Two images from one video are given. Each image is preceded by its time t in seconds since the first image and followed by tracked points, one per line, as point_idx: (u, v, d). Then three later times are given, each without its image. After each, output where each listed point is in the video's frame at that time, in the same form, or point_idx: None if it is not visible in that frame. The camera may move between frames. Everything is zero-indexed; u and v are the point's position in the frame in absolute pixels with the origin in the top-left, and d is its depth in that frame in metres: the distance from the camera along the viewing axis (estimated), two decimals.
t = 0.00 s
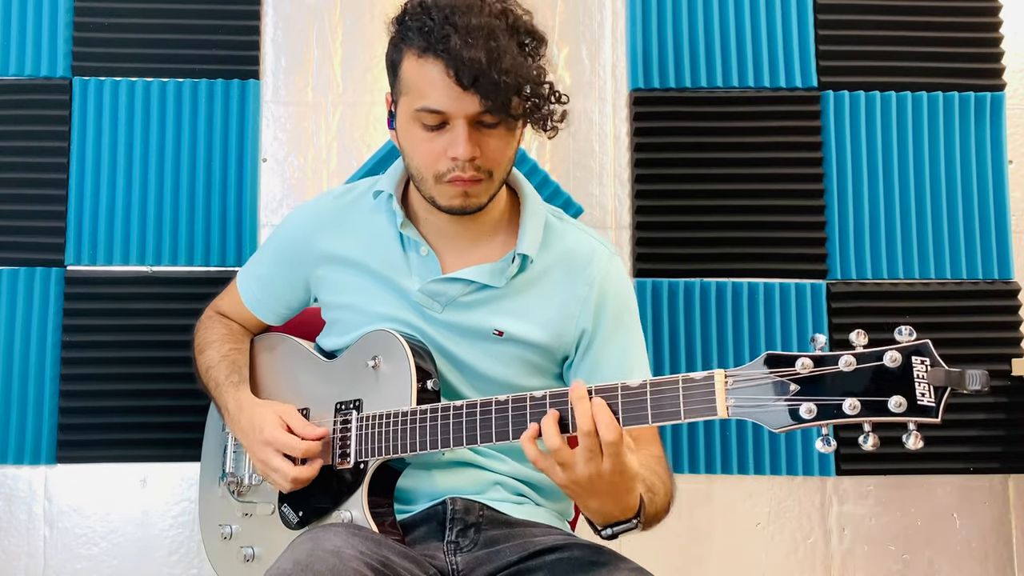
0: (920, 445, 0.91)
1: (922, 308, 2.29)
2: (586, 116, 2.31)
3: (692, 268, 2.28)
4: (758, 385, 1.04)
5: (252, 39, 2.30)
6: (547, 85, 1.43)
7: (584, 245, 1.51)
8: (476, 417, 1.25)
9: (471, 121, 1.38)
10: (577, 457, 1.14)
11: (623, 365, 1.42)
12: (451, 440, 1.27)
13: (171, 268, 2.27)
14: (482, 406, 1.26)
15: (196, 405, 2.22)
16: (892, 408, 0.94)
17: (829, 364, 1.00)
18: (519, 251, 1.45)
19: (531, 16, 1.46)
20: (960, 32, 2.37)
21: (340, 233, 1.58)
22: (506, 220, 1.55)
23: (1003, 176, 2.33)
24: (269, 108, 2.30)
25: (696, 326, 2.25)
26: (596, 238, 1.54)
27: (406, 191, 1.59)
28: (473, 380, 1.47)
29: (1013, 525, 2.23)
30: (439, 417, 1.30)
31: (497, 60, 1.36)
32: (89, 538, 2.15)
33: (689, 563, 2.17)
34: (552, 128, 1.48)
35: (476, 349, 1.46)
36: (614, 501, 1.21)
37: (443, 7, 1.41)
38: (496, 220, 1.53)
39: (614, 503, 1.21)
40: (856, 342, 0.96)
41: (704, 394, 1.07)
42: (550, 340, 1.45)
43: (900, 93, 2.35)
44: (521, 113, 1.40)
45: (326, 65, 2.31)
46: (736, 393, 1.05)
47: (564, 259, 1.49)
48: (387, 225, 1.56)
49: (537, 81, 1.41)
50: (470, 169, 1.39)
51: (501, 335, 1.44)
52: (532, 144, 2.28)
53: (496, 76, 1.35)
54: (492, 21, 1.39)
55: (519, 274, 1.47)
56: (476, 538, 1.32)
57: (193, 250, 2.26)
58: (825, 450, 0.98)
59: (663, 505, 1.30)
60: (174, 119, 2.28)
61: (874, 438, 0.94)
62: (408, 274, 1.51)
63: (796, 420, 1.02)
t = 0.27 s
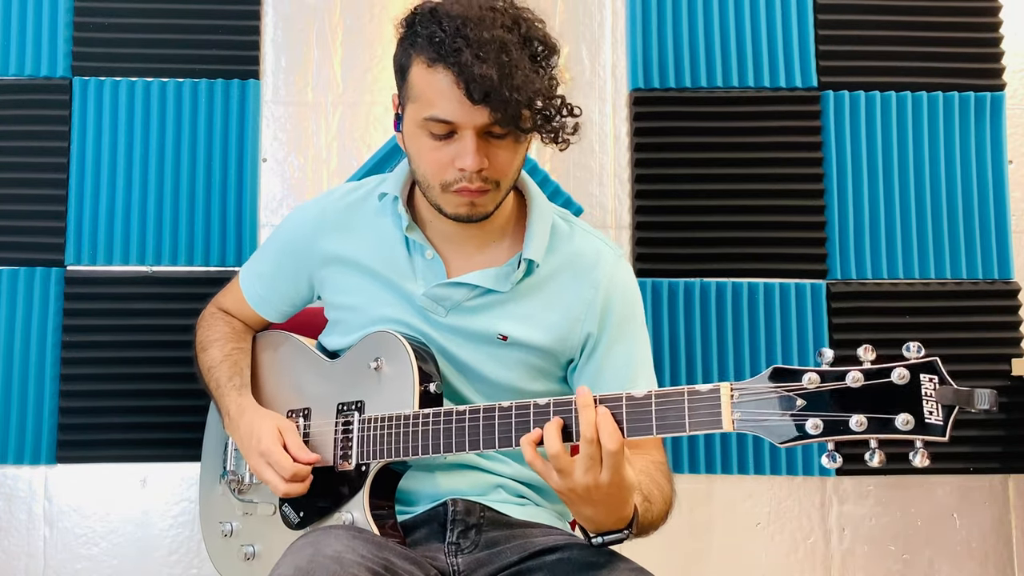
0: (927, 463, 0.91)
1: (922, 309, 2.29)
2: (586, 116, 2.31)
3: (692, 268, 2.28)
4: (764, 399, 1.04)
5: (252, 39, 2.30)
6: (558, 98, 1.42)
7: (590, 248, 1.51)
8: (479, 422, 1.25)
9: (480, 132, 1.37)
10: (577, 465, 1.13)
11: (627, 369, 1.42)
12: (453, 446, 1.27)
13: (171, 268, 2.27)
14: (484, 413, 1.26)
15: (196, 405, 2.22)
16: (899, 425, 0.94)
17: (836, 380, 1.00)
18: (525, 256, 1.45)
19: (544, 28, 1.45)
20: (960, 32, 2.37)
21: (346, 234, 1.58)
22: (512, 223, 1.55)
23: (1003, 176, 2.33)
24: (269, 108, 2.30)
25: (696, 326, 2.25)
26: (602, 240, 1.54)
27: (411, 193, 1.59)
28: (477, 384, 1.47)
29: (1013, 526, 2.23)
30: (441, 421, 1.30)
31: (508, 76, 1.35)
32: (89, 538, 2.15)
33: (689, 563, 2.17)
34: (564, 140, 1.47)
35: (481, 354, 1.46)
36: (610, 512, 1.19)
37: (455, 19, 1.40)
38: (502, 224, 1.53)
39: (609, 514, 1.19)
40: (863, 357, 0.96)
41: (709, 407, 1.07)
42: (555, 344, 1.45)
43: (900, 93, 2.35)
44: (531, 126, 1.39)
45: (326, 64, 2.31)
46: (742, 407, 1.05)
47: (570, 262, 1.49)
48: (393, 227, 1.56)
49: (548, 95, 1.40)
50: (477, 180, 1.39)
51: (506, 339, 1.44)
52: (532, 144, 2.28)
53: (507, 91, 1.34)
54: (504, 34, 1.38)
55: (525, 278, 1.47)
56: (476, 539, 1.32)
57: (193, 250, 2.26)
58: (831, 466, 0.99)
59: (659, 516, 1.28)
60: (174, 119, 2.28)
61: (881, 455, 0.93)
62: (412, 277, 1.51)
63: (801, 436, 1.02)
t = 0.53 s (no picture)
0: (932, 472, 0.91)
1: (922, 309, 2.29)
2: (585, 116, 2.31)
3: (692, 268, 2.28)
4: (769, 406, 1.04)
5: (252, 39, 2.30)
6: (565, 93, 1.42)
7: (593, 245, 1.51)
8: (482, 425, 1.26)
9: (486, 126, 1.37)
10: (580, 469, 1.13)
11: (628, 367, 1.43)
12: (455, 447, 1.28)
13: (171, 268, 2.27)
14: (487, 415, 1.26)
15: (196, 405, 2.22)
16: (904, 434, 0.94)
17: (841, 388, 1.00)
18: (528, 253, 1.45)
19: (550, 24, 1.45)
20: (960, 32, 2.38)
21: (349, 231, 1.58)
22: (515, 220, 1.55)
23: (1003, 176, 2.33)
24: (269, 108, 2.30)
25: (696, 326, 2.25)
26: (605, 238, 1.54)
27: (415, 191, 1.59)
28: (480, 381, 1.47)
29: (1013, 526, 2.23)
30: (443, 423, 1.30)
31: (517, 69, 1.35)
32: (89, 538, 2.15)
33: (689, 563, 2.17)
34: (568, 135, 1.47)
35: (484, 351, 1.46)
36: (611, 515, 1.20)
37: (464, 12, 1.40)
38: (505, 221, 1.53)
39: (610, 517, 1.20)
40: (868, 365, 0.96)
41: (713, 412, 1.08)
42: (558, 341, 1.45)
43: (900, 93, 2.35)
44: (537, 120, 1.39)
45: (326, 64, 2.31)
46: (746, 413, 1.05)
47: (573, 259, 1.49)
48: (396, 225, 1.56)
49: (555, 89, 1.41)
50: (483, 175, 1.39)
51: (509, 337, 1.44)
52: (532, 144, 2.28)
53: (516, 84, 1.34)
54: (513, 28, 1.38)
55: (528, 275, 1.47)
56: (477, 539, 1.32)
57: (193, 250, 2.26)
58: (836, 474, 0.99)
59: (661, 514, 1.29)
60: (174, 118, 2.28)
61: (886, 462, 0.93)
62: (416, 275, 1.51)
63: (807, 442, 1.02)
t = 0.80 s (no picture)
0: (930, 458, 0.91)
1: (921, 308, 2.29)
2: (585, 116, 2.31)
3: (692, 268, 2.28)
4: (769, 395, 1.04)
5: (252, 39, 2.30)
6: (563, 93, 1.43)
7: (594, 241, 1.51)
8: (483, 421, 1.25)
9: (485, 125, 1.37)
10: (580, 461, 1.13)
11: (628, 363, 1.43)
12: (456, 443, 1.27)
13: (171, 268, 2.26)
14: (488, 411, 1.25)
15: (196, 405, 2.22)
16: (903, 421, 0.94)
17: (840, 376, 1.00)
18: (530, 248, 1.45)
19: (549, 24, 1.45)
20: (960, 32, 2.38)
21: (350, 229, 1.58)
22: (516, 217, 1.55)
23: (1003, 176, 2.33)
24: (269, 108, 2.30)
25: (696, 326, 2.25)
26: (604, 235, 1.55)
27: (417, 189, 1.60)
28: (481, 378, 1.47)
29: (1013, 525, 2.23)
30: (445, 419, 1.30)
31: (515, 69, 1.35)
32: (89, 538, 2.15)
33: (689, 563, 2.17)
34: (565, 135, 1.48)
35: (485, 347, 1.46)
36: (609, 507, 1.20)
37: (464, 12, 1.40)
38: (506, 218, 1.53)
39: (608, 509, 1.21)
40: (868, 354, 0.96)
41: (714, 402, 1.07)
42: (560, 336, 1.45)
43: (900, 93, 2.35)
44: (535, 119, 1.40)
45: (326, 64, 2.31)
46: (747, 402, 1.05)
47: (574, 255, 1.49)
48: (398, 221, 1.56)
49: (553, 89, 1.41)
50: (481, 173, 1.39)
51: (511, 332, 1.44)
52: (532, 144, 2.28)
53: (514, 84, 1.34)
54: (512, 28, 1.38)
55: (530, 270, 1.47)
56: (476, 538, 1.32)
57: (193, 250, 2.26)
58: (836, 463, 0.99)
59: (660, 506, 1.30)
60: (174, 119, 2.28)
61: (885, 450, 0.93)
62: (418, 270, 1.50)
63: (806, 430, 1.02)
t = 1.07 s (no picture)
0: (927, 452, 0.92)
1: (922, 308, 2.29)
2: (585, 116, 2.31)
3: (692, 268, 2.28)
4: (768, 389, 1.04)
5: (252, 39, 2.30)
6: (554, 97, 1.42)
7: (595, 240, 1.51)
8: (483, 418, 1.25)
9: (477, 132, 1.37)
10: (580, 456, 1.13)
11: (628, 360, 1.43)
12: (457, 440, 1.27)
13: (171, 268, 2.27)
14: (489, 408, 1.25)
15: (196, 405, 2.22)
16: (900, 414, 0.94)
17: (837, 370, 1.00)
18: (530, 248, 1.45)
19: (539, 27, 1.44)
20: (960, 32, 2.37)
21: (351, 229, 1.59)
22: (517, 217, 1.55)
23: (1003, 176, 2.33)
24: (269, 108, 2.30)
25: (696, 326, 2.25)
26: (605, 233, 1.55)
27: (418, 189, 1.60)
28: (482, 378, 1.47)
29: (1013, 525, 2.23)
30: (445, 416, 1.30)
31: (503, 77, 1.34)
32: (89, 538, 2.15)
33: (689, 563, 2.17)
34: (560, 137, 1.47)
35: (487, 346, 1.46)
36: (609, 503, 1.21)
37: (451, 20, 1.40)
38: (506, 218, 1.53)
39: (608, 505, 1.21)
40: (865, 349, 0.96)
41: (713, 397, 1.07)
42: (561, 334, 1.45)
43: (900, 93, 2.35)
44: (527, 125, 1.39)
45: (326, 64, 2.31)
46: (746, 396, 1.05)
47: (575, 253, 1.49)
48: (399, 221, 1.56)
49: (544, 94, 1.40)
50: (476, 179, 1.40)
51: (513, 331, 1.44)
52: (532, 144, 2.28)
53: (503, 92, 1.33)
54: (499, 36, 1.37)
55: (531, 269, 1.47)
56: (476, 538, 1.32)
57: (193, 250, 2.26)
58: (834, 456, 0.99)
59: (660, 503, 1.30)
60: (174, 119, 2.28)
61: (883, 444, 0.93)
62: (419, 270, 1.51)
63: (804, 424, 1.02)
